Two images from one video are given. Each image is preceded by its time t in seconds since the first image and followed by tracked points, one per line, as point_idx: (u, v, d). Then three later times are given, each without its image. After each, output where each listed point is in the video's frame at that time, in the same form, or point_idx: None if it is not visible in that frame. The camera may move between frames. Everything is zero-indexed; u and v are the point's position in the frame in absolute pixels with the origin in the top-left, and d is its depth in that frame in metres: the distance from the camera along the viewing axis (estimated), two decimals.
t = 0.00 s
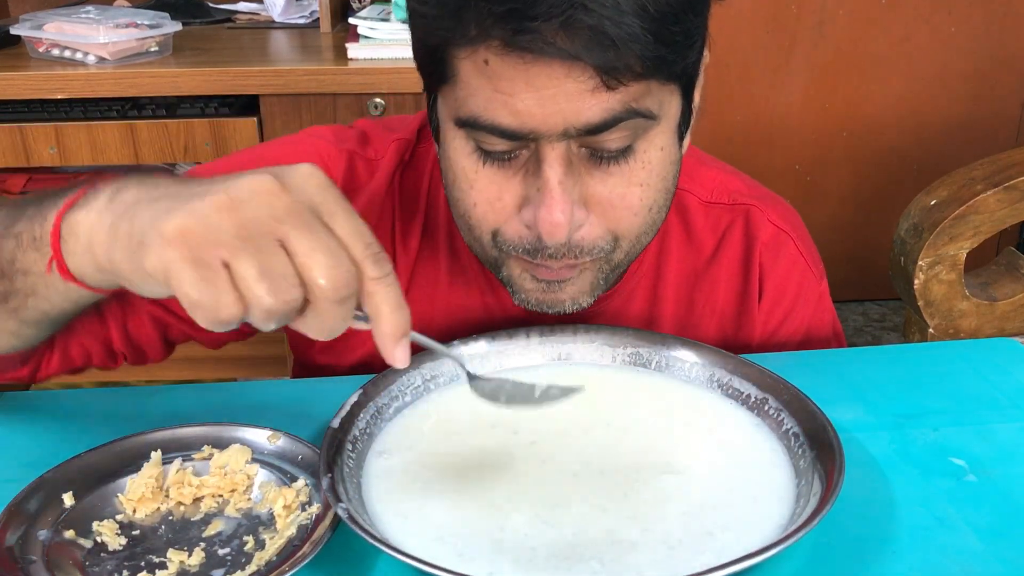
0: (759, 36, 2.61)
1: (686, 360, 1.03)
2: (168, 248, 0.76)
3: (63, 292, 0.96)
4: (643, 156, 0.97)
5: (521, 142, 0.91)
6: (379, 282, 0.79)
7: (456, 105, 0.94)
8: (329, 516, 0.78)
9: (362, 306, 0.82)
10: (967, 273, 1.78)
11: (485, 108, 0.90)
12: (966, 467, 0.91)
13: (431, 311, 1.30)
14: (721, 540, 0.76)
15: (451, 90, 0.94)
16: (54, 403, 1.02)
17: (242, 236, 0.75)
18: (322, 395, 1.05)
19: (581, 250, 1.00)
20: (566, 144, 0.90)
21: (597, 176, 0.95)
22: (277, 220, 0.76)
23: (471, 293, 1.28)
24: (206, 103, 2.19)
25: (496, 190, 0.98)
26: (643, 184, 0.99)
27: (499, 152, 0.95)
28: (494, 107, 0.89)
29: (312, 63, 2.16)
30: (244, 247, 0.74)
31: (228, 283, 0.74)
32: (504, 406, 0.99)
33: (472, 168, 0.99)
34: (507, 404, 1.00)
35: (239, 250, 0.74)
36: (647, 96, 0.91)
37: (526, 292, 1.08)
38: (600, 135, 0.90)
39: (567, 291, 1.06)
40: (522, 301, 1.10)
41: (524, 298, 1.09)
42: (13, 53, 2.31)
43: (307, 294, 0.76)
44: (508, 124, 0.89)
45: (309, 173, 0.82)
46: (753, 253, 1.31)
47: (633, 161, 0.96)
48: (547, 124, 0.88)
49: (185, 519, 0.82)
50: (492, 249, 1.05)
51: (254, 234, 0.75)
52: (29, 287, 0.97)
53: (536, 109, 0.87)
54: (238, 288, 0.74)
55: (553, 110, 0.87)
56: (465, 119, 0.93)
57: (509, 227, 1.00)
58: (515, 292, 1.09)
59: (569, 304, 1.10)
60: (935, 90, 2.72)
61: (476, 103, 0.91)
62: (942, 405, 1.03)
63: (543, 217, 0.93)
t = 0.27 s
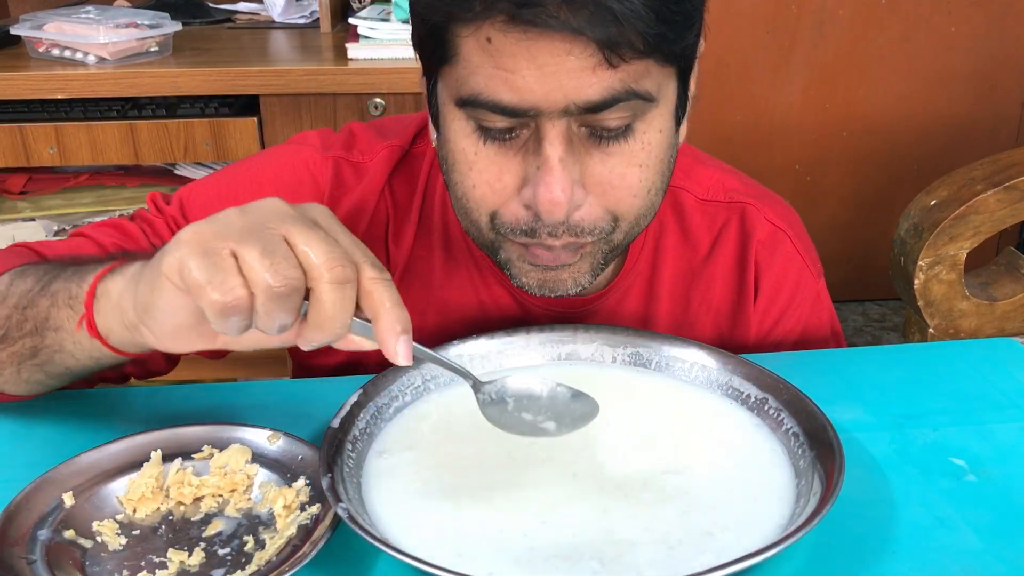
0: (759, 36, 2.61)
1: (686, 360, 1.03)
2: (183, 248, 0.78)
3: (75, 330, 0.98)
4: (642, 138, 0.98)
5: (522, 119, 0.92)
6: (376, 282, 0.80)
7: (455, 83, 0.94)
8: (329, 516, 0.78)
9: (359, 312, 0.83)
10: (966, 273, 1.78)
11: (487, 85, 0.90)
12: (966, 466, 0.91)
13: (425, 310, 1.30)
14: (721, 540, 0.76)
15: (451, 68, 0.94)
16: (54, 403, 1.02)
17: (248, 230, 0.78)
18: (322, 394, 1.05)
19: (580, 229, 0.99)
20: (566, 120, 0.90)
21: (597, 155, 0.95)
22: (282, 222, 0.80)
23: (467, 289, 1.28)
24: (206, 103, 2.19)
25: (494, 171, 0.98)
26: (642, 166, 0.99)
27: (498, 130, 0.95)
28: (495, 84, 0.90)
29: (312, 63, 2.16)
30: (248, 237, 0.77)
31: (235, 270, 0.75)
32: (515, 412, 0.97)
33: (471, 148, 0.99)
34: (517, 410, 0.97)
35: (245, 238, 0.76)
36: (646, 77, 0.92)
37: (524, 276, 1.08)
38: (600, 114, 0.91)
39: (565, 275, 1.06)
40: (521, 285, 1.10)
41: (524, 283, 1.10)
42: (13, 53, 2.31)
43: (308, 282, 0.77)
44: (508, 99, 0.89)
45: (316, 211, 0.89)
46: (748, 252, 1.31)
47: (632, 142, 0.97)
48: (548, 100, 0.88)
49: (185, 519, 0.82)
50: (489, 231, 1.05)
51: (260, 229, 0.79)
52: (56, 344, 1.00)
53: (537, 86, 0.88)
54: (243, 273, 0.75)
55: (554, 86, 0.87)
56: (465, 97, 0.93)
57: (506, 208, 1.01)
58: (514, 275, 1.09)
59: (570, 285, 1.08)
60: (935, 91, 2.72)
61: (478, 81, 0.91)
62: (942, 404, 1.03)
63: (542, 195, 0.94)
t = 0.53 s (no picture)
0: (759, 36, 2.61)
1: (686, 360, 1.03)
2: (188, 289, 0.77)
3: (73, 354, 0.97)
4: (636, 121, 0.99)
5: (516, 98, 0.93)
6: (379, 312, 0.80)
7: (451, 63, 0.97)
8: (329, 515, 0.78)
9: (363, 343, 0.82)
10: (967, 273, 1.78)
11: (482, 61, 0.92)
12: (966, 466, 0.91)
13: (419, 309, 1.31)
14: (721, 540, 0.76)
15: (447, 49, 0.96)
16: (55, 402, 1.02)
17: (249, 267, 0.78)
18: (322, 394, 1.05)
19: (574, 211, 1.00)
20: (561, 95, 0.92)
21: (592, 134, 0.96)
22: (283, 258, 0.80)
23: (460, 289, 1.28)
24: (206, 103, 2.19)
25: (489, 153, 0.99)
26: (636, 150, 1.01)
27: (494, 111, 0.97)
28: (490, 60, 0.92)
29: (312, 63, 2.16)
30: (250, 273, 0.77)
31: (239, 308, 0.75)
32: (523, 431, 0.94)
33: (466, 132, 1.00)
34: (525, 429, 0.94)
35: (247, 275, 0.76)
36: (640, 56, 0.94)
37: (523, 267, 1.08)
38: (594, 90, 0.93)
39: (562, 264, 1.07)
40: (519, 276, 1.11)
41: (522, 275, 1.10)
42: (13, 53, 2.31)
43: (311, 315, 0.77)
44: (502, 76, 0.92)
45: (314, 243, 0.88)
46: (744, 251, 1.31)
47: (626, 125, 0.98)
48: (542, 74, 0.90)
49: (185, 518, 0.82)
50: (483, 219, 1.06)
51: (261, 265, 0.78)
52: (62, 378, 0.98)
53: (532, 61, 0.90)
54: (246, 310, 0.75)
55: (548, 61, 0.89)
56: (461, 76, 0.95)
57: (502, 191, 1.01)
58: (511, 265, 1.10)
59: (566, 277, 1.09)
60: (935, 91, 2.72)
61: (473, 58, 0.93)
62: (942, 404, 1.03)
63: (538, 171, 0.94)
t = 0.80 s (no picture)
0: (759, 36, 2.61)
1: (686, 360, 1.03)
2: (181, 302, 0.78)
3: (71, 361, 0.97)
4: (630, 102, 1.02)
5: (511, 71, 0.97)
6: (373, 317, 0.80)
7: (447, 41, 1.01)
8: (329, 515, 0.78)
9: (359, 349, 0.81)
10: (967, 273, 1.78)
11: (478, 35, 0.96)
12: (966, 467, 0.91)
13: (413, 309, 1.31)
14: (721, 540, 0.76)
15: (441, 27, 1.01)
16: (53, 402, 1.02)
17: (242, 278, 0.78)
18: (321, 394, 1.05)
19: (566, 194, 1.01)
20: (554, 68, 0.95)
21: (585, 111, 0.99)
22: (273, 267, 0.80)
23: (454, 290, 1.28)
24: (206, 103, 2.19)
25: (483, 134, 1.02)
26: (628, 133, 1.03)
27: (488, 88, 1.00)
28: (485, 35, 0.96)
29: (312, 62, 2.16)
30: (241, 283, 0.77)
31: (233, 318, 0.75)
32: (522, 431, 0.95)
33: (461, 113, 1.03)
34: (523, 430, 0.95)
35: (238, 285, 0.76)
36: (634, 35, 0.98)
37: (510, 261, 1.09)
38: (588, 65, 0.97)
39: (549, 254, 1.07)
40: (504, 269, 1.11)
41: (507, 267, 1.10)
42: (13, 53, 2.31)
43: (305, 324, 0.77)
44: (497, 49, 0.95)
45: (305, 252, 0.88)
46: (738, 251, 1.31)
47: (619, 105, 1.01)
48: (537, 47, 0.94)
49: (185, 519, 0.81)
50: (473, 205, 1.07)
51: (252, 275, 0.78)
52: (61, 388, 0.97)
53: (526, 35, 0.93)
54: (241, 320, 0.75)
55: (542, 35, 0.93)
56: (456, 51, 0.99)
57: (493, 174, 1.03)
58: (497, 258, 1.10)
59: (553, 271, 1.10)
60: (935, 91, 2.72)
61: (468, 33, 0.97)
62: (943, 404, 1.03)
63: (531, 145, 0.96)
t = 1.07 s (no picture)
0: (759, 36, 2.61)
1: (685, 360, 1.03)
2: (188, 316, 0.78)
3: (76, 367, 0.97)
4: (618, 95, 1.05)
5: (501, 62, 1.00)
6: (378, 325, 0.79)
7: (439, 30, 1.03)
8: (329, 515, 0.78)
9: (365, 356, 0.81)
10: (967, 273, 1.78)
11: (468, 26, 0.99)
12: (966, 466, 0.91)
13: (408, 309, 1.32)
14: (721, 539, 0.76)
15: (433, 19, 1.04)
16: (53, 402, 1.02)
17: (247, 290, 0.78)
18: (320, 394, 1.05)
19: (552, 182, 1.03)
20: (543, 59, 0.98)
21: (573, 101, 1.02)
22: (278, 278, 0.80)
23: (446, 289, 1.28)
24: (206, 103, 2.19)
25: (470, 122, 1.04)
26: (617, 126, 1.06)
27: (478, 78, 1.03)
28: (474, 25, 0.98)
29: (312, 62, 2.16)
30: (247, 297, 0.77)
31: (239, 333, 0.75)
32: (527, 432, 0.94)
33: (449, 101, 1.05)
34: (529, 432, 0.94)
35: (245, 300, 0.76)
36: (622, 27, 1.01)
37: (499, 241, 1.09)
38: (576, 55, 1.00)
39: (534, 236, 1.08)
40: (491, 252, 1.10)
41: (493, 249, 1.10)
42: (13, 53, 2.31)
43: (311, 336, 0.76)
44: (487, 39, 0.98)
45: (310, 260, 0.87)
46: (728, 250, 1.31)
47: (607, 98, 1.04)
48: (525, 38, 0.97)
49: (185, 519, 0.81)
50: (459, 191, 1.08)
51: (257, 288, 0.78)
52: (66, 394, 0.97)
53: (515, 26, 0.96)
54: (250, 335, 0.75)
55: (531, 26, 0.96)
56: (446, 41, 1.02)
57: (480, 160, 1.05)
58: (484, 240, 1.10)
59: (543, 256, 1.10)
60: (935, 91, 2.72)
61: (459, 23, 1.00)
62: (943, 404, 1.03)
63: (518, 133, 0.98)
